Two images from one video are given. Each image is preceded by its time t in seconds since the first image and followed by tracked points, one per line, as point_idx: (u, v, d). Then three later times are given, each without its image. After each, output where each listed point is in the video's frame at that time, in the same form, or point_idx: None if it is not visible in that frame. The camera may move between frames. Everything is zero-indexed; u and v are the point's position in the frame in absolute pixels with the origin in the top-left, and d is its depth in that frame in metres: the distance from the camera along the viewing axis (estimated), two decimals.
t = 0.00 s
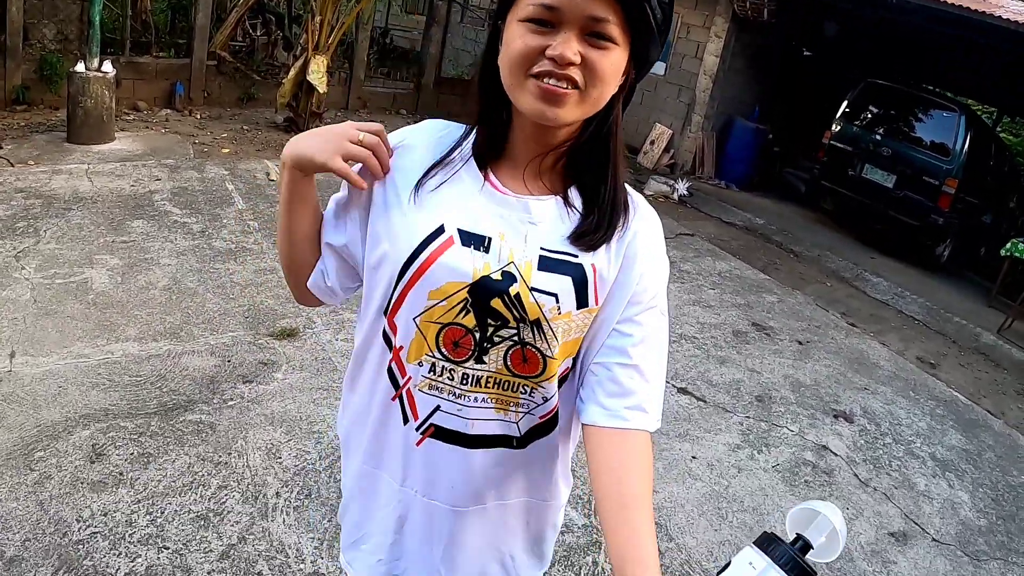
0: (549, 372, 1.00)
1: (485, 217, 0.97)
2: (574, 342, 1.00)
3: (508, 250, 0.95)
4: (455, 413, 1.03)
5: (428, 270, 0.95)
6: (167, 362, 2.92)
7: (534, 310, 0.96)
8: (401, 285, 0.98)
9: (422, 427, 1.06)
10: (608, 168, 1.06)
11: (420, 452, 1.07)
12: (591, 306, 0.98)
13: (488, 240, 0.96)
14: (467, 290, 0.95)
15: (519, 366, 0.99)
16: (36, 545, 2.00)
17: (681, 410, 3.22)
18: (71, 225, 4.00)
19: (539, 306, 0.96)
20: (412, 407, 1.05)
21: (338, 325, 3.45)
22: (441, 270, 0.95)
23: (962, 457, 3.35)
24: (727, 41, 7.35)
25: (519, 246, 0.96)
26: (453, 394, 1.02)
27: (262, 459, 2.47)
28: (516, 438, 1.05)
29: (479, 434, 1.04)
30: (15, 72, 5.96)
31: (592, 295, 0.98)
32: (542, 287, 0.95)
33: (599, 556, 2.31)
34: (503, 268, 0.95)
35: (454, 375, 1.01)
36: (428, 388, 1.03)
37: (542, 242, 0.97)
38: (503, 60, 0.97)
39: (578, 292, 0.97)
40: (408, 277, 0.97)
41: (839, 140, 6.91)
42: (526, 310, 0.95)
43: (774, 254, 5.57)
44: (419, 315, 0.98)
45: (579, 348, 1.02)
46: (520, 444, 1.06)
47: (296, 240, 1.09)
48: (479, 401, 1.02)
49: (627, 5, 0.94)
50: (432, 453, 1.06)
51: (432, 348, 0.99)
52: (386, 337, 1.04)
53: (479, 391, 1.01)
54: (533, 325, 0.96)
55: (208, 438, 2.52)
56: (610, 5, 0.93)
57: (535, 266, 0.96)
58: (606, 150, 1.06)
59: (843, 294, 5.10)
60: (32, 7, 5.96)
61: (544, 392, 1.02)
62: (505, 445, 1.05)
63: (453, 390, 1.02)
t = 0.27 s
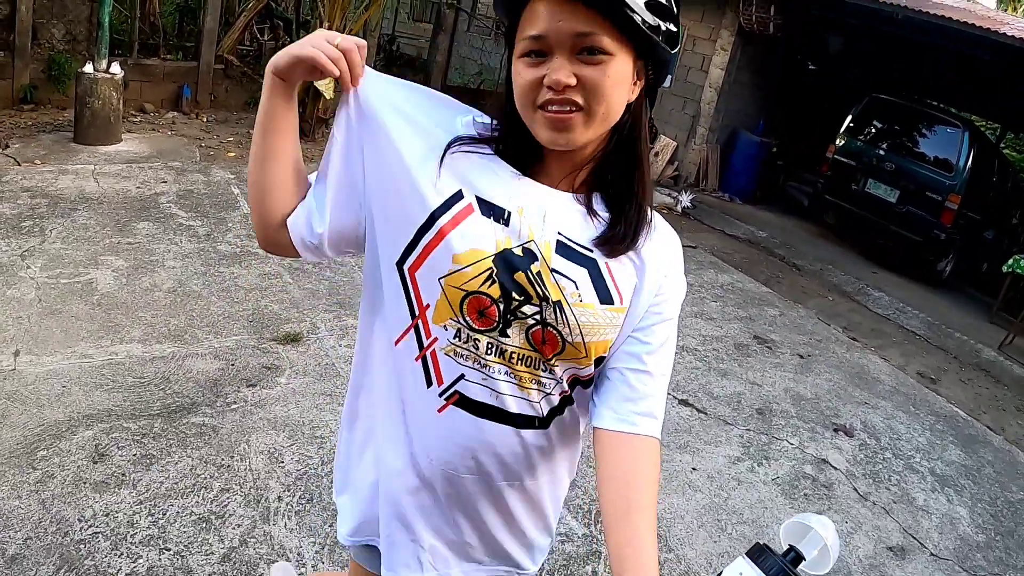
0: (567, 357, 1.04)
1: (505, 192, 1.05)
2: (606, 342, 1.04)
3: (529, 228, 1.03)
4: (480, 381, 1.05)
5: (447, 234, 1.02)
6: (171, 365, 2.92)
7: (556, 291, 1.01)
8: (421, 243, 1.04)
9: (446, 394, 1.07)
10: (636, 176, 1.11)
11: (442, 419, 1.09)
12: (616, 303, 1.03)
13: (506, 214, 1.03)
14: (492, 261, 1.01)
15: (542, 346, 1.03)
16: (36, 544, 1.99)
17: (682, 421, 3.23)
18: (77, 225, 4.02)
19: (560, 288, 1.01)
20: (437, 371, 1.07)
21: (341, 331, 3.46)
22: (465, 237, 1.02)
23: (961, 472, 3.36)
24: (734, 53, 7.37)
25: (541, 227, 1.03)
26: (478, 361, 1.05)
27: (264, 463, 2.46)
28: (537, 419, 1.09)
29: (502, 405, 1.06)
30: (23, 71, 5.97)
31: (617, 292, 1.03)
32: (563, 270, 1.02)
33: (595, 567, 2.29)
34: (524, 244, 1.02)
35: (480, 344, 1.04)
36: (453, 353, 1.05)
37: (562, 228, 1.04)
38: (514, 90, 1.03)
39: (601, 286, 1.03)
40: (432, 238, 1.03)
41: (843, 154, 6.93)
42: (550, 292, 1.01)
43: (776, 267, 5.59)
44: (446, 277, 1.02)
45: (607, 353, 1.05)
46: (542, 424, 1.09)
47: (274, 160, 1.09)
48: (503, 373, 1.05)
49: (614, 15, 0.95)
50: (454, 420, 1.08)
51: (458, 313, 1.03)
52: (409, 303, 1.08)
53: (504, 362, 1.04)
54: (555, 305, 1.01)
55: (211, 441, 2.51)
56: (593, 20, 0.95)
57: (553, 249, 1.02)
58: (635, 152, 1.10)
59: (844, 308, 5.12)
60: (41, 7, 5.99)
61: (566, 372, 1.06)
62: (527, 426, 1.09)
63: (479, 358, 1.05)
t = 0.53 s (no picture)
0: (585, 363, 1.05)
1: (527, 199, 1.04)
2: (620, 354, 1.06)
3: (552, 238, 1.03)
4: (506, 389, 1.06)
5: (467, 246, 1.02)
6: (177, 367, 2.93)
7: (578, 300, 1.03)
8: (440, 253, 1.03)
9: (470, 401, 1.07)
10: (643, 188, 1.12)
11: (466, 426, 1.08)
12: (630, 314, 1.06)
13: (529, 223, 1.03)
14: (519, 267, 1.01)
15: (560, 354, 1.04)
16: (42, 545, 1.99)
17: (688, 428, 3.22)
18: (85, 228, 4.04)
19: (581, 296, 1.03)
20: (460, 379, 1.07)
21: (348, 335, 3.47)
22: (490, 243, 1.02)
23: (968, 480, 3.35)
24: (741, 59, 7.38)
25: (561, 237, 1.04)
26: (503, 369, 1.05)
27: (270, 465, 2.46)
28: (559, 420, 1.10)
29: (526, 413, 1.07)
30: (32, 73, 6.00)
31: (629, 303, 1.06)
32: (583, 277, 1.03)
33: (600, 572, 2.28)
34: (548, 253, 1.02)
35: (504, 352, 1.04)
36: (477, 361, 1.05)
37: (581, 239, 1.06)
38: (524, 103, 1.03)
39: (615, 295, 1.05)
40: (452, 248, 1.02)
41: (850, 160, 6.93)
42: (571, 301, 1.02)
43: (783, 273, 5.58)
44: (471, 285, 1.02)
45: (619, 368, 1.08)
46: (562, 426, 1.11)
47: (275, 147, 1.01)
48: (527, 380, 1.06)
49: (624, 26, 0.96)
50: (478, 426, 1.08)
51: (482, 322, 1.03)
52: (429, 310, 1.06)
53: (528, 368, 1.05)
54: (577, 314, 1.03)
55: (217, 444, 2.52)
56: (604, 33, 0.96)
57: (573, 260, 1.04)
58: (641, 167, 1.12)
59: (850, 314, 5.11)
60: (50, 10, 6.03)
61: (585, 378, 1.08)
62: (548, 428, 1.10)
63: (503, 366, 1.05)
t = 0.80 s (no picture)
0: (592, 361, 1.04)
1: (545, 205, 1.04)
2: (626, 347, 1.05)
3: (561, 241, 1.02)
4: (506, 395, 1.04)
5: (486, 244, 1.00)
6: (190, 367, 2.94)
7: (583, 299, 1.01)
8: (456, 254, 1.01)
9: (469, 409, 1.06)
10: (648, 182, 1.12)
11: (465, 435, 1.07)
12: (637, 308, 1.05)
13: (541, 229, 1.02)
14: (521, 275, 1.00)
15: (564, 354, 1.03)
16: (53, 544, 2.00)
17: (702, 428, 3.21)
18: (98, 228, 4.06)
19: (588, 296, 1.01)
20: (458, 388, 1.06)
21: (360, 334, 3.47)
22: (492, 253, 1.00)
23: (983, 481, 3.32)
24: (753, 58, 7.36)
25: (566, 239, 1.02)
26: (503, 374, 1.03)
27: (281, 465, 2.46)
28: (562, 420, 1.08)
29: (527, 418, 1.06)
30: (45, 75, 6.03)
31: (637, 296, 1.05)
32: (591, 277, 1.01)
33: (612, 574, 2.27)
34: (557, 254, 1.01)
35: (504, 357, 1.03)
36: (475, 369, 1.04)
37: (589, 239, 1.04)
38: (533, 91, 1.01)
39: (622, 291, 1.03)
40: (467, 250, 1.01)
41: (864, 159, 6.87)
42: (577, 300, 1.01)
43: (796, 272, 5.55)
44: (470, 296, 1.01)
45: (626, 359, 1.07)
46: (566, 426, 1.09)
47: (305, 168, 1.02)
48: (527, 383, 1.04)
49: (646, 22, 0.95)
50: (478, 435, 1.07)
51: (482, 329, 1.02)
52: (427, 325, 1.05)
53: (529, 372, 1.03)
54: (581, 313, 1.01)
55: (229, 443, 2.52)
56: (626, 30, 0.95)
57: (582, 262, 1.02)
58: (645, 162, 1.12)
59: (865, 314, 5.07)
60: (63, 12, 6.07)
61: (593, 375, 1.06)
62: (553, 429, 1.08)
63: (503, 371, 1.03)
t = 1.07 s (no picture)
0: (560, 375, 1.00)
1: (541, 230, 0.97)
2: (604, 346, 1.00)
3: (521, 249, 0.96)
4: (463, 412, 1.04)
5: (452, 257, 0.96)
6: (191, 365, 2.92)
7: (544, 310, 0.95)
8: (427, 266, 0.98)
9: (427, 425, 1.07)
10: (637, 166, 1.02)
11: (427, 451, 1.08)
12: (613, 308, 0.99)
13: (502, 241, 0.96)
14: (478, 292, 0.95)
15: (531, 367, 1.00)
16: (50, 544, 1.98)
17: (707, 426, 3.18)
18: (100, 227, 4.05)
19: (549, 305, 0.95)
20: (418, 404, 1.06)
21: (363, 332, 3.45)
22: (455, 268, 0.96)
23: (993, 479, 3.28)
24: (759, 54, 7.31)
25: (531, 246, 0.96)
26: (460, 391, 1.03)
27: (281, 464, 2.45)
28: (525, 450, 1.06)
29: (487, 435, 1.06)
30: (49, 75, 6.04)
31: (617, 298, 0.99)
32: (552, 286, 0.95)
33: (616, 574, 2.24)
34: (514, 268, 0.95)
35: (462, 373, 1.02)
36: (434, 385, 1.04)
37: (558, 241, 0.97)
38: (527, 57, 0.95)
39: (593, 295, 0.97)
40: (434, 262, 0.97)
41: (870, 154, 6.84)
42: (538, 311, 0.95)
43: (803, 269, 5.51)
44: (429, 315, 0.99)
45: (602, 355, 1.02)
46: (530, 456, 1.07)
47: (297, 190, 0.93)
48: (486, 401, 1.03)
49: None
50: (440, 449, 1.08)
51: (440, 345, 1.01)
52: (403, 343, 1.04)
53: (487, 390, 1.03)
54: (543, 325, 0.96)
55: (228, 442, 2.50)
56: None
57: (547, 266, 0.96)
58: (638, 146, 1.03)
59: (872, 311, 5.03)
60: (67, 12, 6.07)
61: (555, 397, 1.02)
62: (514, 454, 1.07)
63: (461, 387, 1.03)
